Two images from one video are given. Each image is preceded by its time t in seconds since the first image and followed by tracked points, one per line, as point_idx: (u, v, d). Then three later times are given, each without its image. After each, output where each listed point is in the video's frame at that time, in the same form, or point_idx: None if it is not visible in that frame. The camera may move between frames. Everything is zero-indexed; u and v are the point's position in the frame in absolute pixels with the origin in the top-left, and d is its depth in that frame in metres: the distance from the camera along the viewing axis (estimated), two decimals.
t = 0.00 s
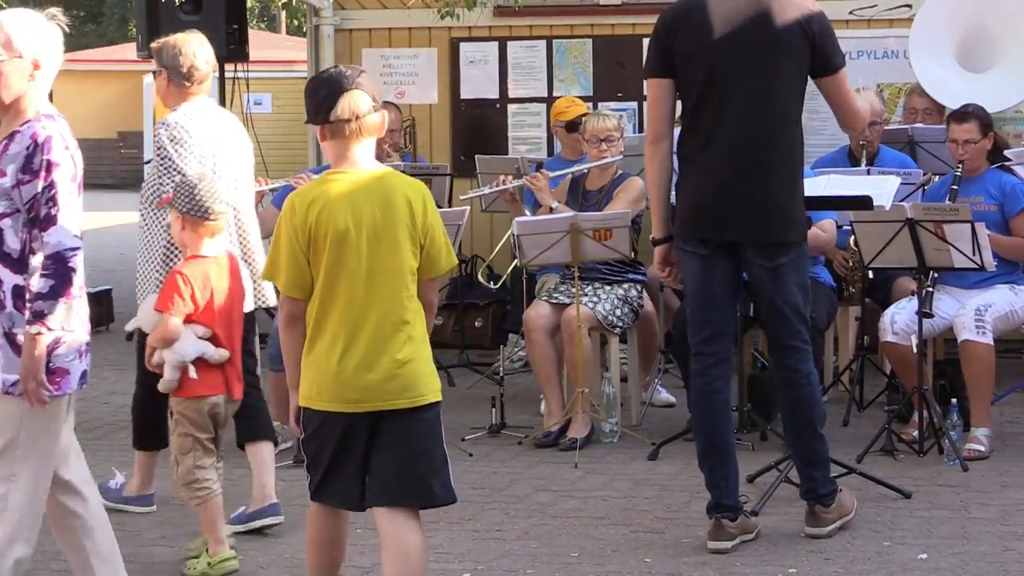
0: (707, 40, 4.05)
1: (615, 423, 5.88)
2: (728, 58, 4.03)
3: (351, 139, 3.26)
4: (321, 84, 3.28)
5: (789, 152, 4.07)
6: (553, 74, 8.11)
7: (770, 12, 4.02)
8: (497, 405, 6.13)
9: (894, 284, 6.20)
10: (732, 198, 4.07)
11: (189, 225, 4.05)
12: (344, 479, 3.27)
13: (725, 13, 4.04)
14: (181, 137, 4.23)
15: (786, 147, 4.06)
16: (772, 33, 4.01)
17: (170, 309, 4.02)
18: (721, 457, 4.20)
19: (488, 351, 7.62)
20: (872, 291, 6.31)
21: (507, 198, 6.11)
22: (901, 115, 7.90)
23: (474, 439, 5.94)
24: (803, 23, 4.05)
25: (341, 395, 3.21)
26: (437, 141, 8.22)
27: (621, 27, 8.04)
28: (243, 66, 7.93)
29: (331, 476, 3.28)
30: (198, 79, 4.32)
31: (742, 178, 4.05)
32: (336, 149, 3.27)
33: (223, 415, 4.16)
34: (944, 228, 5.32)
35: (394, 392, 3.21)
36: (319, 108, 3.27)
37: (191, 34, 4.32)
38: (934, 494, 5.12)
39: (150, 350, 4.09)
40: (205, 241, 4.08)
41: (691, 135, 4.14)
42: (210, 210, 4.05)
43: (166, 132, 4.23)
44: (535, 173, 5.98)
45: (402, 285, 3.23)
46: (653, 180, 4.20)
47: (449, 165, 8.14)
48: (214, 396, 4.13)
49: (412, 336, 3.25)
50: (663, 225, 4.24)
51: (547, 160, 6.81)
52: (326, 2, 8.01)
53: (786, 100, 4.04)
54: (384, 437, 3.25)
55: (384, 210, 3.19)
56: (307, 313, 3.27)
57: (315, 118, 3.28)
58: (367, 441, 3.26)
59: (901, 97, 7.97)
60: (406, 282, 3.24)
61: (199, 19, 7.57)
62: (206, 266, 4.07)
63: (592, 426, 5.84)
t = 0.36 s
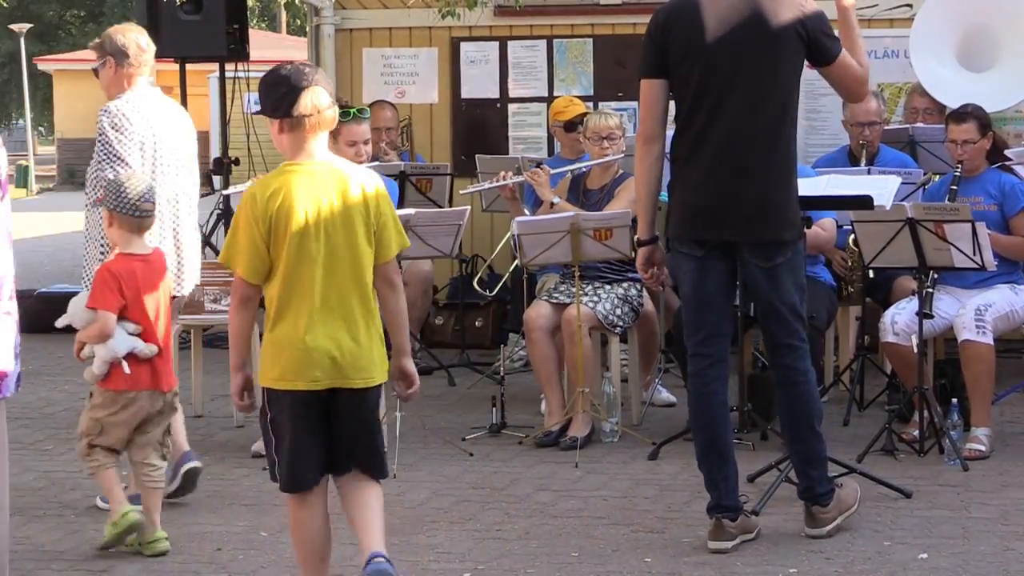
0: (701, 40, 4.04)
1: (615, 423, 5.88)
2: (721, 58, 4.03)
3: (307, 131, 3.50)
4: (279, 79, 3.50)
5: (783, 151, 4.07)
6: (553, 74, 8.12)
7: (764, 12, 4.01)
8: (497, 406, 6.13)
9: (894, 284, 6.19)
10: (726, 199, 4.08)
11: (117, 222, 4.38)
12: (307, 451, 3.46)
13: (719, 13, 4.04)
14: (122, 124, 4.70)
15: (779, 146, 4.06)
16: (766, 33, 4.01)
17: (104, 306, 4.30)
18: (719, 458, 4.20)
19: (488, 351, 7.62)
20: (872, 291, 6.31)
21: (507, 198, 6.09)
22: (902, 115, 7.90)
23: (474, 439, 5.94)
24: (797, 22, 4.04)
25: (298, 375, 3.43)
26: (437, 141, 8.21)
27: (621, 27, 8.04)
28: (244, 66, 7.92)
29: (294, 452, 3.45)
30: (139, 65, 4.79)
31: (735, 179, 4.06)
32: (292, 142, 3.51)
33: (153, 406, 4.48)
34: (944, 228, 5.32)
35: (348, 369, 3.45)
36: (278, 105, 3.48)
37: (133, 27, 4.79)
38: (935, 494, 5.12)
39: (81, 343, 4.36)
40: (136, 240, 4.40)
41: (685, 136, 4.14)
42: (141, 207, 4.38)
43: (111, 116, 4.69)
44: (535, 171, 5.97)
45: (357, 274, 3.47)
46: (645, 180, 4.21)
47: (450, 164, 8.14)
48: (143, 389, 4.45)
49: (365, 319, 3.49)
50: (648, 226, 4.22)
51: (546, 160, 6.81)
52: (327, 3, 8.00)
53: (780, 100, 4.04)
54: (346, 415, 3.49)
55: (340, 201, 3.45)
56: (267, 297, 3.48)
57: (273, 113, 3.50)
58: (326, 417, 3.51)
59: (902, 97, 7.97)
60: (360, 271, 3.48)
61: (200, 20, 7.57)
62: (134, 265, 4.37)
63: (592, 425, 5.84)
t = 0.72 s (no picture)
0: (703, 38, 4.05)
1: (616, 423, 5.87)
2: (723, 57, 4.03)
3: (282, 138, 3.64)
4: (252, 87, 3.62)
5: (787, 150, 4.07)
6: (553, 73, 8.11)
7: (765, 8, 4.00)
8: (498, 406, 6.13)
9: (895, 284, 6.19)
10: (728, 197, 4.08)
11: (48, 222, 4.44)
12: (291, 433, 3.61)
13: (721, 10, 4.04)
14: (88, 128, 4.78)
15: (782, 145, 4.06)
16: (768, 30, 4.00)
17: (31, 306, 4.38)
18: (720, 458, 4.20)
19: (488, 351, 7.62)
20: (873, 291, 6.31)
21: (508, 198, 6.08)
22: (902, 115, 7.90)
23: (475, 439, 5.94)
24: (800, 19, 4.03)
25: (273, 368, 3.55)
26: (437, 141, 8.22)
27: (621, 27, 8.04)
28: (244, 66, 7.93)
29: (275, 434, 3.57)
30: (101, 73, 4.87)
31: (738, 178, 4.06)
32: (267, 147, 3.64)
33: (77, 399, 4.57)
34: (944, 228, 5.32)
35: (321, 364, 3.60)
36: (257, 112, 3.59)
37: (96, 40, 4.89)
38: (935, 494, 5.12)
39: (14, 341, 4.44)
40: (65, 240, 4.47)
41: (688, 135, 4.15)
42: (67, 210, 4.44)
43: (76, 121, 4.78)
44: (535, 171, 5.96)
45: (326, 274, 3.64)
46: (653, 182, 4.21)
47: (450, 164, 8.14)
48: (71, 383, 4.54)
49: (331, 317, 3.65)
50: (662, 226, 4.26)
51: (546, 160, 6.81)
52: (327, 3, 8.00)
53: (782, 98, 4.03)
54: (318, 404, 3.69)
55: (313, 203, 3.61)
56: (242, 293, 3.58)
57: (251, 119, 3.60)
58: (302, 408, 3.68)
59: (902, 97, 7.97)
60: (328, 272, 3.64)
61: (200, 20, 7.56)
62: (62, 264, 4.44)
63: (593, 425, 5.84)
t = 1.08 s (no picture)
0: (725, 37, 4.04)
1: (628, 423, 5.87)
2: (744, 56, 4.02)
3: (278, 128, 3.92)
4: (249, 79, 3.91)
5: (809, 150, 4.06)
6: (567, 73, 8.11)
7: (786, 7, 3.99)
8: (510, 406, 6.13)
9: (909, 285, 6.19)
10: (748, 197, 4.08)
11: (31, 222, 4.77)
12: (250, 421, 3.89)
13: (743, 10, 4.02)
14: (81, 122, 5.00)
15: (805, 145, 4.05)
16: (789, 30, 3.98)
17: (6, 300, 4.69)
18: (736, 457, 4.20)
19: (501, 351, 7.62)
20: (887, 291, 6.30)
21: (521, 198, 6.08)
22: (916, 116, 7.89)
23: (488, 438, 5.94)
24: (820, 18, 4.01)
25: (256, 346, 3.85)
26: (451, 141, 8.21)
27: (635, 27, 8.05)
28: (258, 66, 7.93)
29: (240, 411, 3.87)
30: (86, 71, 5.09)
31: (759, 177, 4.06)
32: (262, 137, 3.93)
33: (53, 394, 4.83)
34: (958, 228, 5.31)
35: (301, 347, 3.89)
36: (253, 102, 3.89)
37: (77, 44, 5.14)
38: (949, 494, 5.12)
39: None
40: (46, 238, 4.79)
41: (710, 133, 4.15)
42: (48, 209, 4.76)
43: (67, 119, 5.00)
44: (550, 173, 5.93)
45: (312, 262, 3.93)
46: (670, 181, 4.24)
47: (463, 164, 8.14)
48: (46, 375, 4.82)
49: (313, 302, 3.94)
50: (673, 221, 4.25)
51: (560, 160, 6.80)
52: (340, 3, 8.00)
53: (804, 98, 4.02)
54: (287, 398, 3.94)
55: (304, 194, 3.91)
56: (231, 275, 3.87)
57: (248, 108, 3.90)
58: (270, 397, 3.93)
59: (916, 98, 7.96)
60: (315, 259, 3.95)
61: (214, 20, 7.57)
62: (40, 264, 4.74)
63: (606, 425, 5.84)
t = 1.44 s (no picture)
0: (768, 36, 4.05)
1: (644, 423, 5.87)
2: (787, 52, 4.03)
3: (247, 133, 3.99)
4: (217, 88, 3.98)
5: (852, 146, 4.07)
6: (581, 74, 8.11)
7: (827, 5, 4.00)
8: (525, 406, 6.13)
9: (925, 285, 6.17)
10: (791, 195, 4.10)
11: (14, 215, 4.83)
12: (235, 419, 3.93)
13: (786, 9, 4.03)
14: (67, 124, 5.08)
15: (847, 142, 4.06)
16: (833, 28, 3.99)
17: None
18: (760, 455, 4.21)
19: (516, 351, 7.62)
20: (902, 292, 6.28)
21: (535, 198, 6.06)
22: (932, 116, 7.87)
23: (503, 439, 5.94)
24: (863, 17, 4.01)
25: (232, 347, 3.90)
26: (465, 141, 8.20)
27: (649, 27, 8.06)
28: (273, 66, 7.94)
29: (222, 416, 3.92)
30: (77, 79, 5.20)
31: (801, 174, 4.08)
32: (234, 143, 3.99)
33: (48, 383, 4.91)
34: (974, 229, 5.29)
35: (277, 345, 3.93)
36: (223, 109, 3.96)
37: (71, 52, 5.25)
38: (965, 495, 5.11)
39: None
40: (31, 230, 4.84)
41: (750, 131, 4.16)
42: (29, 198, 4.83)
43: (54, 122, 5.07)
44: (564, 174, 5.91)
45: (285, 263, 3.98)
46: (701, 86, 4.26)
47: (478, 164, 8.14)
48: (34, 364, 4.88)
49: (289, 301, 3.98)
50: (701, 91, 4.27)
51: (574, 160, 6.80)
52: (356, 3, 7.99)
53: (848, 95, 4.03)
54: (269, 399, 3.96)
55: (276, 195, 3.95)
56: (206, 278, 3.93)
57: (218, 115, 3.97)
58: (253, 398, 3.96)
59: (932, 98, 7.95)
60: (287, 260, 3.99)
61: (230, 20, 7.57)
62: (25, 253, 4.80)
63: (621, 426, 5.83)
